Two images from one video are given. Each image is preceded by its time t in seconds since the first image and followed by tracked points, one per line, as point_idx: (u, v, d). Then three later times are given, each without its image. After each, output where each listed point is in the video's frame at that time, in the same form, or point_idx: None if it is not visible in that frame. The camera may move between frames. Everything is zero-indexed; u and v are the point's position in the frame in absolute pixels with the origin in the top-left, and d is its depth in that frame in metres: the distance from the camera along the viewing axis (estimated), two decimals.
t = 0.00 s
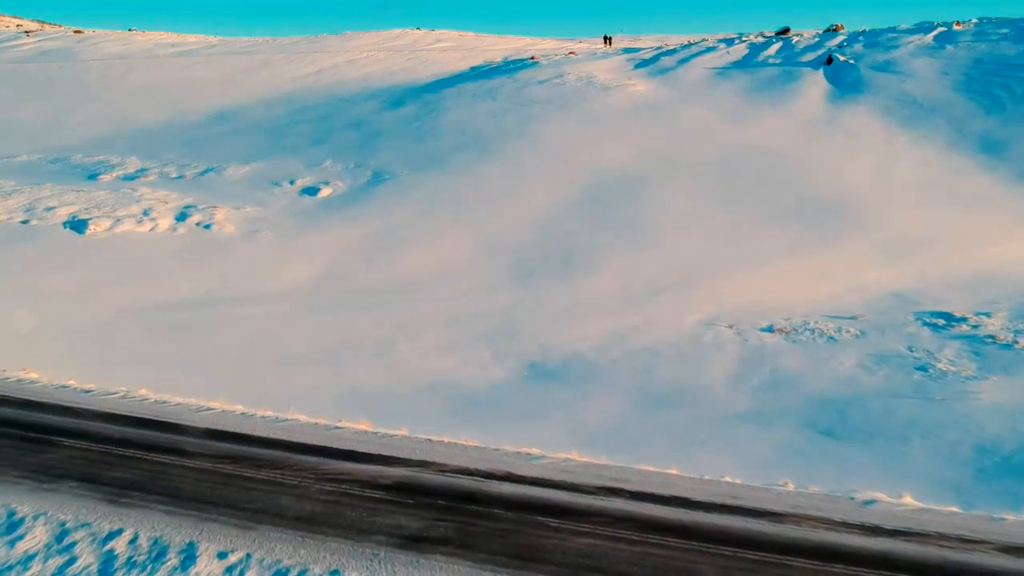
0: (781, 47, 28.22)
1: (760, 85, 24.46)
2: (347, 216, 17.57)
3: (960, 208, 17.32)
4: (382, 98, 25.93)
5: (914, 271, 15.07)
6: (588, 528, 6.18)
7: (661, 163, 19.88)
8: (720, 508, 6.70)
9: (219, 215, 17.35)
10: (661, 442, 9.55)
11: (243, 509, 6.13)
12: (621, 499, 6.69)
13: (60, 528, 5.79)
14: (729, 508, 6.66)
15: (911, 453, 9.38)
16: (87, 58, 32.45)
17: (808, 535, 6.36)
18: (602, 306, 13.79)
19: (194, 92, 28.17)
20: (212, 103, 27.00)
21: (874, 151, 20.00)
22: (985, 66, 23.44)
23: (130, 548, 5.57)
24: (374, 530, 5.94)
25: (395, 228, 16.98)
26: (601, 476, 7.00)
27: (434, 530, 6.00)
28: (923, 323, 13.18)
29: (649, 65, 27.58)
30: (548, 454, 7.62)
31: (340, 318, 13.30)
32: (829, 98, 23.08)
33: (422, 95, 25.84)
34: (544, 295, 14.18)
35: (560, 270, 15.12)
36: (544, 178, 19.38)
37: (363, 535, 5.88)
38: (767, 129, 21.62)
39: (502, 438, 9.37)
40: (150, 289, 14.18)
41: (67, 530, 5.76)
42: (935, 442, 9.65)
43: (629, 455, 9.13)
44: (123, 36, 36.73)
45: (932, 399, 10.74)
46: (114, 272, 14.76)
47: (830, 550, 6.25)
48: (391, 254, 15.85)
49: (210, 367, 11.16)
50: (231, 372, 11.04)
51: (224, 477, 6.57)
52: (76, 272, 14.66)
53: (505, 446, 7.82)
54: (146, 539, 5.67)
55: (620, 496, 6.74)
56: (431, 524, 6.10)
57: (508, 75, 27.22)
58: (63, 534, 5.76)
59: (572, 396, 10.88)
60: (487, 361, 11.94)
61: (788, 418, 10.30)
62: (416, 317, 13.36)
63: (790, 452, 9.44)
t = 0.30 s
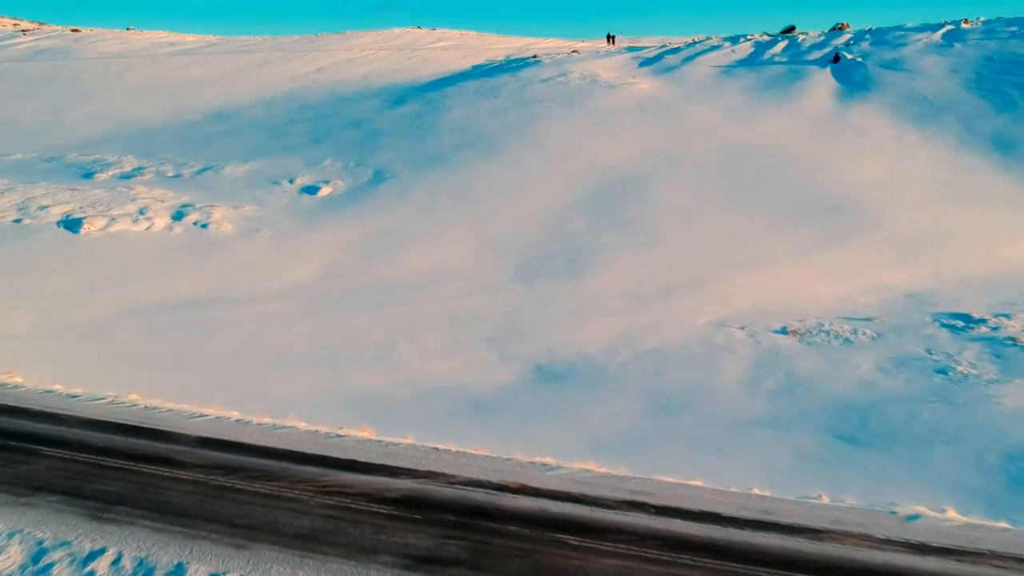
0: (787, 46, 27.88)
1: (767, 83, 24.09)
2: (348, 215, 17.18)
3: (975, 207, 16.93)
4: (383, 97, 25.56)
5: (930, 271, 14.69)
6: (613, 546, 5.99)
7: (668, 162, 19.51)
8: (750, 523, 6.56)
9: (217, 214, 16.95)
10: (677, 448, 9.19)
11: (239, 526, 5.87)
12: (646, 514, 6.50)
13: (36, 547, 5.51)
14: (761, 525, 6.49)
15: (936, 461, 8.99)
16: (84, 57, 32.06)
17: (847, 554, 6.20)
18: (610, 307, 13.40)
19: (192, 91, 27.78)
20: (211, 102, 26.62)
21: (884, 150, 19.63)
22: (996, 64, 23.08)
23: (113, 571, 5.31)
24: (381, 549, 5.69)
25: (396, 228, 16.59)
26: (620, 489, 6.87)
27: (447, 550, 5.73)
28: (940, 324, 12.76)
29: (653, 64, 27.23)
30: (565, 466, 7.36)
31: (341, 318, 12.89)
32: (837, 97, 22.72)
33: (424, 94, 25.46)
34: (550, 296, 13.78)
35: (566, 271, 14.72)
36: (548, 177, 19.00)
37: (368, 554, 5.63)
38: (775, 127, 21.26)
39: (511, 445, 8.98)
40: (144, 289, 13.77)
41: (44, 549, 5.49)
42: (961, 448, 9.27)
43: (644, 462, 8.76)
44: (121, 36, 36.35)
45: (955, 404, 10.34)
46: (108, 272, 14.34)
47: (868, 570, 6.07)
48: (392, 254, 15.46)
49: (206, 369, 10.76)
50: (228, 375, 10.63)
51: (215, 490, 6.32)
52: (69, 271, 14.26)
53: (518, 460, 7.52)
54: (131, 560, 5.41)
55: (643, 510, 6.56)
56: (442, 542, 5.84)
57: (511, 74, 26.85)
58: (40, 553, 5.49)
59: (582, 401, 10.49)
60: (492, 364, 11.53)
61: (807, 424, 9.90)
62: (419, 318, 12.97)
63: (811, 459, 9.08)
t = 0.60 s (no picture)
0: (793, 44, 27.54)
1: (773, 81, 23.74)
2: (349, 214, 16.82)
3: (989, 205, 16.56)
4: (384, 95, 25.22)
5: (946, 271, 14.29)
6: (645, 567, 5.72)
7: (674, 160, 19.16)
8: (788, 542, 6.27)
9: (214, 212, 16.59)
10: (693, 455, 8.82)
11: (231, 545, 5.58)
12: (675, 531, 6.25)
13: (10, 569, 5.24)
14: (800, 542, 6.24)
15: (963, 467, 8.61)
16: (82, 54, 31.70)
17: None
18: (618, 308, 13.01)
19: (190, 89, 27.41)
20: (210, 100, 26.25)
21: (895, 148, 19.25)
22: (1007, 61, 22.72)
23: None
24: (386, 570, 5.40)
25: (398, 227, 16.23)
26: (645, 504, 6.60)
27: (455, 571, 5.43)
28: (960, 326, 12.35)
29: (658, 61, 26.88)
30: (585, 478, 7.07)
31: (342, 319, 12.52)
32: (846, 94, 22.37)
33: (425, 91, 25.11)
34: (557, 296, 13.41)
35: (573, 270, 14.35)
36: (553, 176, 18.63)
37: None
38: (783, 125, 20.92)
39: (521, 451, 8.63)
40: (140, 288, 13.40)
41: (17, 572, 5.21)
42: (988, 455, 8.88)
43: (660, 470, 8.39)
44: (119, 34, 35.98)
45: (979, 408, 9.95)
46: (102, 271, 13.97)
47: None
48: (394, 253, 15.09)
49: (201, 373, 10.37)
50: (226, 378, 10.27)
51: (207, 505, 6.07)
52: (62, 270, 13.88)
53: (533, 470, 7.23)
54: None
55: (672, 527, 6.30)
56: (451, 563, 5.53)
57: (514, 71, 26.48)
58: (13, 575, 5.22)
59: (592, 405, 10.13)
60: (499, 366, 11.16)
61: (826, 428, 9.53)
62: (422, 319, 12.61)
63: (833, 466, 8.69)
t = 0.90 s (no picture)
0: (799, 41, 27.19)
1: (780, 78, 23.38)
2: (348, 212, 16.43)
3: (1005, 202, 16.17)
4: (385, 92, 24.85)
5: (962, 270, 13.91)
6: None
7: (681, 157, 18.78)
8: (834, 563, 5.98)
9: (212, 211, 16.20)
10: (709, 461, 8.45)
11: (220, 567, 5.27)
12: (709, 551, 5.92)
13: None
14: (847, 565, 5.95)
15: (993, 475, 8.21)
16: (79, 53, 31.33)
17: None
18: (626, 308, 12.62)
19: (188, 87, 27.03)
20: (208, 97, 25.88)
21: (906, 146, 18.87)
22: (1018, 58, 22.35)
23: None
24: None
25: (400, 225, 15.84)
26: (674, 522, 6.28)
27: None
28: (980, 327, 11.95)
29: (663, 59, 26.52)
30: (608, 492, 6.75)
31: (343, 320, 12.13)
32: (854, 92, 21.99)
33: (427, 89, 24.74)
34: (563, 296, 13.02)
35: (579, 270, 13.96)
36: (558, 174, 18.25)
37: None
38: (791, 122, 20.54)
39: (531, 457, 8.25)
40: (135, 288, 13.01)
41: None
42: (1019, 462, 8.47)
43: (676, 478, 8.01)
44: (118, 32, 35.63)
45: (1005, 412, 9.55)
46: (96, 270, 13.58)
47: None
48: (396, 252, 14.69)
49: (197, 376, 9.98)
50: (223, 381, 9.88)
51: (196, 522, 5.77)
52: (55, 269, 13.50)
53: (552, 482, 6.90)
54: None
55: (706, 548, 5.98)
56: None
57: (516, 69, 26.13)
58: None
59: (602, 408, 9.74)
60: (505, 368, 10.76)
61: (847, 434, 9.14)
62: (425, 319, 12.21)
63: (857, 474, 8.32)
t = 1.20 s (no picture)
0: (805, 40, 26.84)
1: (787, 78, 23.00)
2: (348, 214, 16.05)
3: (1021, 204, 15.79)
4: (386, 92, 24.48)
5: (979, 273, 13.54)
6: None
7: (688, 158, 18.40)
8: None
9: (208, 212, 15.82)
10: (725, 478, 8.13)
11: None
12: None
13: None
14: None
15: None
16: (75, 52, 30.94)
17: None
18: (635, 313, 12.24)
19: (185, 86, 26.63)
20: (206, 97, 25.48)
21: (917, 146, 18.51)
22: None
23: None
24: None
25: (401, 227, 15.46)
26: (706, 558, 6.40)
27: None
28: (1000, 333, 11.57)
29: (667, 58, 26.16)
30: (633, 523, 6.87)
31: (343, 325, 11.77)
32: (863, 91, 21.63)
33: (428, 89, 24.36)
34: (570, 301, 12.64)
35: (587, 273, 13.58)
36: (563, 174, 17.87)
37: None
38: (799, 122, 20.17)
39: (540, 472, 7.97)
40: (129, 292, 12.62)
41: None
42: None
43: (691, 497, 7.69)
44: (115, 31, 35.25)
45: None
46: (89, 274, 13.18)
47: None
48: (397, 255, 14.31)
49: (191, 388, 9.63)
50: (220, 392, 9.51)
51: (204, 559, 5.70)
52: (46, 272, 13.10)
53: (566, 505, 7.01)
54: None
55: None
56: None
57: (518, 69, 25.75)
58: None
59: (612, 420, 9.36)
60: (510, 377, 10.38)
61: (870, 447, 8.77)
62: (428, 325, 11.84)
63: (881, 491, 7.97)
